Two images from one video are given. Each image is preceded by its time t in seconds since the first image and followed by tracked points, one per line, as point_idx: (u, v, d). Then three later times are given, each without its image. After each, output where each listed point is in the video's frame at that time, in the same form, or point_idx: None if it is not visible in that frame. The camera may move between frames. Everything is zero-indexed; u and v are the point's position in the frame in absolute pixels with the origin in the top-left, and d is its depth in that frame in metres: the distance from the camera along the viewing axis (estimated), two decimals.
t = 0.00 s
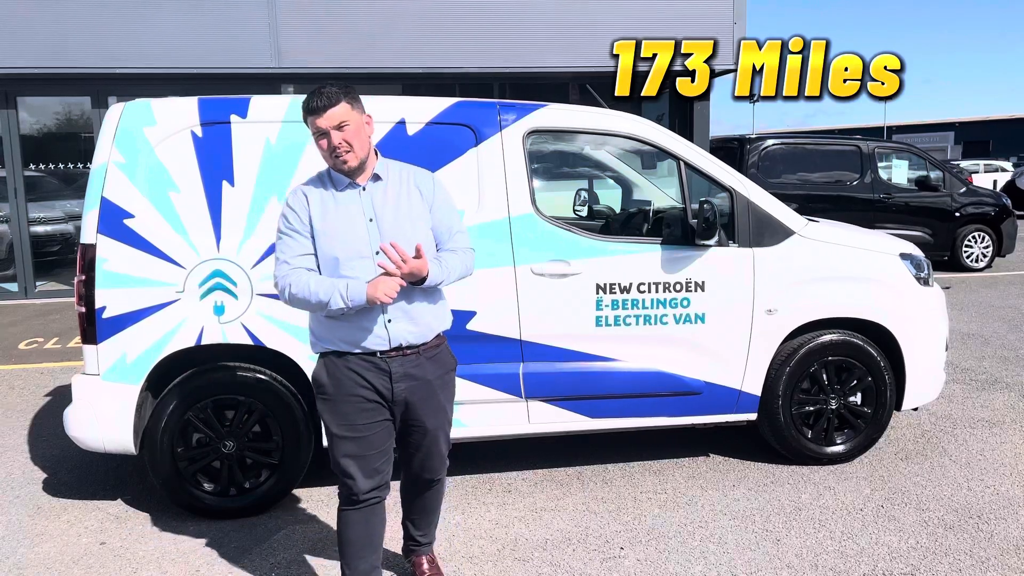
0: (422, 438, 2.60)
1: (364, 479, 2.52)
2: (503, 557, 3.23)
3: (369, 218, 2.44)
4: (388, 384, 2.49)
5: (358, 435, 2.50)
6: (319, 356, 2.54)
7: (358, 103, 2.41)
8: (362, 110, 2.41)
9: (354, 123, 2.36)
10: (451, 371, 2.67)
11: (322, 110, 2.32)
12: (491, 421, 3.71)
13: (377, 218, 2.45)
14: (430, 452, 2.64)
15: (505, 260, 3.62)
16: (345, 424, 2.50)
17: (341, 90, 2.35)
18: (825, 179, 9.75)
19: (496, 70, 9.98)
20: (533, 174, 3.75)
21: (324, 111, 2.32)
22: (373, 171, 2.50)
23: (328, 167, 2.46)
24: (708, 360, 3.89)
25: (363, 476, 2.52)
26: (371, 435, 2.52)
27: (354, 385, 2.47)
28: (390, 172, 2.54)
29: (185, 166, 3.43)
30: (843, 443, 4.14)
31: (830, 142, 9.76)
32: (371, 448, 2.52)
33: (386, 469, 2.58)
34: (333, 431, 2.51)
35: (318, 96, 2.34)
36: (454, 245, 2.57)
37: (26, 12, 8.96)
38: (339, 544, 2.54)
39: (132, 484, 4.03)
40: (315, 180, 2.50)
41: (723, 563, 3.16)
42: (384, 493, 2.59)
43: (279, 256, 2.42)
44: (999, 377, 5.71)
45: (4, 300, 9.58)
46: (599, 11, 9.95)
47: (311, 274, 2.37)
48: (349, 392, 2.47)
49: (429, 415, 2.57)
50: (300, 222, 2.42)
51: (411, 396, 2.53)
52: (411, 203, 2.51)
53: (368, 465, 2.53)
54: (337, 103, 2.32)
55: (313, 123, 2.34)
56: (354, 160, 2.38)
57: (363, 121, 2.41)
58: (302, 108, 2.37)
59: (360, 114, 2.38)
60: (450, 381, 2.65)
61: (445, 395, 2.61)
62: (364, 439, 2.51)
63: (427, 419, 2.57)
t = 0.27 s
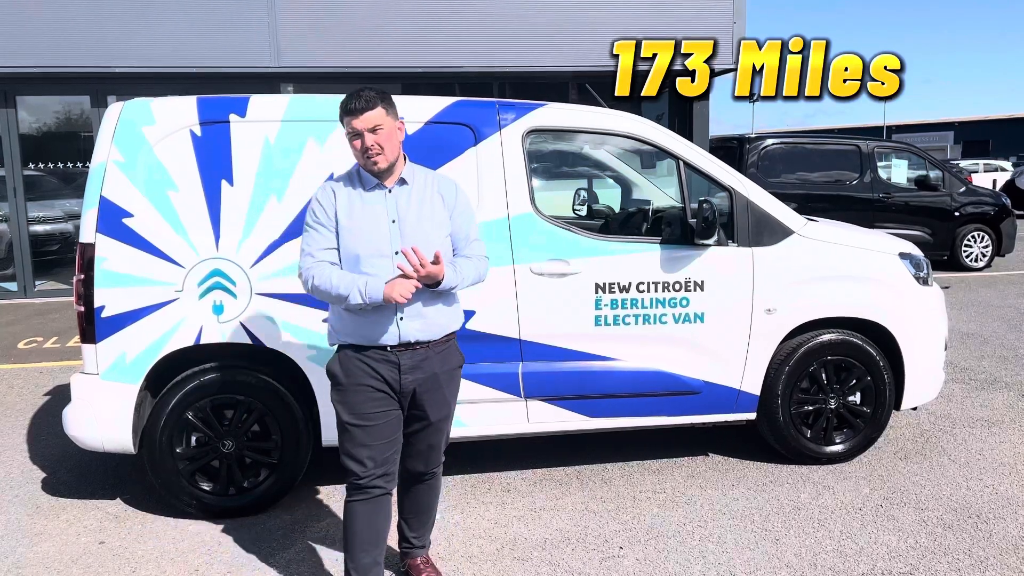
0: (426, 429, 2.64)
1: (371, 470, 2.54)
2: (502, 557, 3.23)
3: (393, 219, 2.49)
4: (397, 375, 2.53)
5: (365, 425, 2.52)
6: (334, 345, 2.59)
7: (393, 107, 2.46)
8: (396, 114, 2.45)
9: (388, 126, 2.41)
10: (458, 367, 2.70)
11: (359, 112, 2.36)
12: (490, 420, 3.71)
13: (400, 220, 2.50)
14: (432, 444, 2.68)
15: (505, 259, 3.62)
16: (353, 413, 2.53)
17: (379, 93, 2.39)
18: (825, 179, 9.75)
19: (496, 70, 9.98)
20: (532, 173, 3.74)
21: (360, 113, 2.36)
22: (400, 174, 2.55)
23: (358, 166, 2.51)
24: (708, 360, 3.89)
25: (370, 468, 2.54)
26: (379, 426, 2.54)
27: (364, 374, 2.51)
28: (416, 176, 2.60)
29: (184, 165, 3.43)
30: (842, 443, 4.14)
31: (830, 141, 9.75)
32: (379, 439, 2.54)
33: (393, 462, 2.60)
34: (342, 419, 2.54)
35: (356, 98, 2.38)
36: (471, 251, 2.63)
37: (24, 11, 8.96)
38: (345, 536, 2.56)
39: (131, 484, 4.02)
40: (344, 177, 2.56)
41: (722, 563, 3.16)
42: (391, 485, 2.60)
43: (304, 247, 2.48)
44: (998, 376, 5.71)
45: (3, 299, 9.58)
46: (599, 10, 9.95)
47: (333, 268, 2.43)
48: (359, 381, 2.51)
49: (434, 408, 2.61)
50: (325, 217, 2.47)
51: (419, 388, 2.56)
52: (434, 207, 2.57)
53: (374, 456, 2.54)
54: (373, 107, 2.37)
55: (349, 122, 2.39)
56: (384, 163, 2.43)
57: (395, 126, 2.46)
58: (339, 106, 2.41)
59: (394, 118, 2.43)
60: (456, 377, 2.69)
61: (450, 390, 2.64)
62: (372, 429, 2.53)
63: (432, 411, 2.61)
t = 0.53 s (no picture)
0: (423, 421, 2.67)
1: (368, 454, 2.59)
2: (501, 556, 3.23)
3: (401, 212, 2.54)
4: (394, 363, 2.57)
5: (363, 410, 2.58)
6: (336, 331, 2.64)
7: (413, 105, 2.57)
8: (415, 112, 2.56)
9: (406, 121, 2.52)
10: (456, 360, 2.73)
11: (381, 103, 2.47)
12: (489, 420, 3.71)
13: (408, 214, 2.55)
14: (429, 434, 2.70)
15: (504, 259, 3.62)
16: (351, 398, 2.59)
17: (401, 89, 2.51)
18: (825, 178, 9.75)
19: (496, 69, 9.97)
20: (532, 173, 3.74)
21: (382, 105, 2.47)
22: (413, 171, 2.63)
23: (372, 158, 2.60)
24: (708, 359, 3.89)
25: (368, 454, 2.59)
26: (377, 412, 2.59)
27: (362, 361, 2.57)
28: (428, 174, 2.65)
29: (184, 164, 3.43)
30: (841, 443, 4.14)
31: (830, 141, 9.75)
32: (375, 424, 2.59)
33: (391, 447, 2.64)
34: (341, 404, 2.59)
35: (379, 91, 2.50)
36: (475, 250, 2.64)
37: (24, 11, 8.96)
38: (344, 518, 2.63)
39: (129, 483, 4.02)
40: (359, 167, 2.62)
41: (721, 562, 3.16)
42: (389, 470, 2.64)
43: (312, 232, 2.54)
44: (998, 376, 5.70)
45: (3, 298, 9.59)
46: (599, 10, 9.94)
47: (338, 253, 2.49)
48: (357, 367, 2.57)
49: (431, 397, 2.65)
50: (336, 205, 2.53)
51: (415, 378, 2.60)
52: (442, 204, 2.61)
53: (371, 440, 2.59)
54: (395, 100, 2.48)
55: (370, 113, 2.49)
56: (399, 155, 2.51)
57: (413, 124, 2.57)
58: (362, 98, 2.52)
59: (413, 115, 2.54)
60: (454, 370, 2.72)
61: (447, 381, 2.68)
62: (369, 414, 2.58)
63: (428, 401, 2.65)
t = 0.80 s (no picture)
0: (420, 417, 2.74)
1: (368, 447, 2.68)
2: (501, 556, 3.23)
3: (400, 208, 2.61)
4: (388, 360, 2.65)
5: (361, 405, 2.67)
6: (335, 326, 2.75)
7: (418, 104, 2.64)
8: (420, 111, 2.64)
9: (411, 118, 2.58)
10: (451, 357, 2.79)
11: (388, 99, 2.54)
12: (489, 420, 3.71)
13: (406, 210, 2.62)
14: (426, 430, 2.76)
15: (504, 259, 3.62)
16: (350, 393, 2.68)
17: (408, 88, 2.59)
18: (825, 179, 9.75)
19: (497, 69, 9.97)
20: (532, 173, 3.74)
21: (388, 101, 2.54)
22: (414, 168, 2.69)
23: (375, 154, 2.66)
24: (708, 360, 3.89)
25: (368, 446, 2.68)
26: (374, 407, 2.68)
27: (358, 358, 2.65)
28: (429, 172, 2.72)
29: (185, 164, 3.43)
30: (841, 443, 4.13)
31: (830, 142, 9.75)
32: (373, 419, 2.67)
33: (391, 440, 2.73)
34: (340, 400, 2.68)
35: (387, 87, 2.57)
36: (472, 249, 2.70)
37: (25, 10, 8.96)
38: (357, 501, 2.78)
39: (129, 482, 4.03)
40: (362, 163, 2.70)
41: (721, 563, 3.16)
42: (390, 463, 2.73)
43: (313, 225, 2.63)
44: (998, 377, 5.70)
45: (4, 298, 9.60)
46: (600, 10, 9.94)
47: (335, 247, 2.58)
48: (355, 364, 2.65)
49: (425, 394, 2.71)
50: (336, 199, 2.62)
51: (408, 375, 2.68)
52: (441, 202, 2.67)
53: (370, 434, 2.68)
54: (401, 98, 2.55)
55: (377, 108, 2.56)
56: (402, 151, 2.57)
57: (418, 122, 2.64)
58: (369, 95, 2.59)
59: (418, 113, 2.61)
60: (448, 366, 2.78)
61: (441, 378, 2.74)
62: (367, 409, 2.67)
63: (422, 397, 2.71)
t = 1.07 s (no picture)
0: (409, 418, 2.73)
1: (349, 445, 2.69)
2: (502, 557, 3.23)
3: (390, 210, 2.60)
4: (375, 360, 2.64)
5: (346, 404, 2.66)
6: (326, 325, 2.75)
7: (410, 105, 2.65)
8: (413, 112, 2.64)
9: (404, 118, 2.58)
10: (442, 358, 2.77)
11: (380, 100, 2.54)
12: (491, 420, 3.71)
13: (397, 211, 2.61)
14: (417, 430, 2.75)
15: (506, 259, 3.62)
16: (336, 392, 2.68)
17: (400, 88, 2.59)
18: (827, 180, 9.73)
19: (499, 69, 9.97)
20: (535, 173, 3.74)
21: (380, 101, 2.54)
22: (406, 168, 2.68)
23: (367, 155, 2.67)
24: (710, 361, 3.88)
25: (353, 445, 2.69)
26: (360, 405, 2.68)
27: (345, 358, 2.65)
28: (423, 173, 2.70)
29: (187, 164, 3.43)
30: (843, 444, 4.13)
31: (833, 142, 9.74)
32: (358, 418, 2.68)
33: (377, 440, 2.73)
34: (327, 399, 2.69)
35: (378, 88, 2.57)
36: (468, 250, 2.67)
37: (28, 10, 8.97)
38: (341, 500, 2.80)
39: (131, 482, 4.03)
40: (356, 165, 2.71)
41: (722, 564, 3.16)
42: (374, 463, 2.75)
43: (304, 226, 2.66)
44: (1000, 378, 5.70)
45: (6, 297, 9.61)
46: (602, 11, 9.94)
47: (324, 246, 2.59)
48: (341, 364, 2.65)
49: (413, 395, 2.70)
50: (328, 201, 2.64)
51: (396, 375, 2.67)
52: (432, 203, 2.64)
53: (354, 433, 2.69)
54: (393, 98, 2.55)
55: (368, 109, 2.56)
56: (395, 151, 2.57)
57: (411, 122, 2.64)
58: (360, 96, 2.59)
59: (411, 114, 2.62)
60: (439, 367, 2.75)
61: (431, 378, 2.72)
62: (352, 408, 2.66)
63: (411, 398, 2.70)
